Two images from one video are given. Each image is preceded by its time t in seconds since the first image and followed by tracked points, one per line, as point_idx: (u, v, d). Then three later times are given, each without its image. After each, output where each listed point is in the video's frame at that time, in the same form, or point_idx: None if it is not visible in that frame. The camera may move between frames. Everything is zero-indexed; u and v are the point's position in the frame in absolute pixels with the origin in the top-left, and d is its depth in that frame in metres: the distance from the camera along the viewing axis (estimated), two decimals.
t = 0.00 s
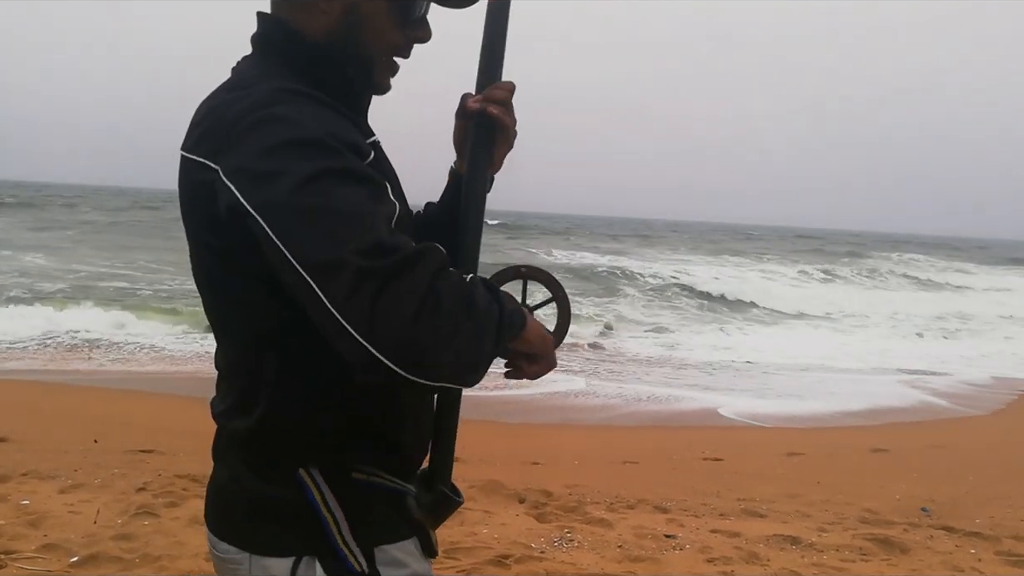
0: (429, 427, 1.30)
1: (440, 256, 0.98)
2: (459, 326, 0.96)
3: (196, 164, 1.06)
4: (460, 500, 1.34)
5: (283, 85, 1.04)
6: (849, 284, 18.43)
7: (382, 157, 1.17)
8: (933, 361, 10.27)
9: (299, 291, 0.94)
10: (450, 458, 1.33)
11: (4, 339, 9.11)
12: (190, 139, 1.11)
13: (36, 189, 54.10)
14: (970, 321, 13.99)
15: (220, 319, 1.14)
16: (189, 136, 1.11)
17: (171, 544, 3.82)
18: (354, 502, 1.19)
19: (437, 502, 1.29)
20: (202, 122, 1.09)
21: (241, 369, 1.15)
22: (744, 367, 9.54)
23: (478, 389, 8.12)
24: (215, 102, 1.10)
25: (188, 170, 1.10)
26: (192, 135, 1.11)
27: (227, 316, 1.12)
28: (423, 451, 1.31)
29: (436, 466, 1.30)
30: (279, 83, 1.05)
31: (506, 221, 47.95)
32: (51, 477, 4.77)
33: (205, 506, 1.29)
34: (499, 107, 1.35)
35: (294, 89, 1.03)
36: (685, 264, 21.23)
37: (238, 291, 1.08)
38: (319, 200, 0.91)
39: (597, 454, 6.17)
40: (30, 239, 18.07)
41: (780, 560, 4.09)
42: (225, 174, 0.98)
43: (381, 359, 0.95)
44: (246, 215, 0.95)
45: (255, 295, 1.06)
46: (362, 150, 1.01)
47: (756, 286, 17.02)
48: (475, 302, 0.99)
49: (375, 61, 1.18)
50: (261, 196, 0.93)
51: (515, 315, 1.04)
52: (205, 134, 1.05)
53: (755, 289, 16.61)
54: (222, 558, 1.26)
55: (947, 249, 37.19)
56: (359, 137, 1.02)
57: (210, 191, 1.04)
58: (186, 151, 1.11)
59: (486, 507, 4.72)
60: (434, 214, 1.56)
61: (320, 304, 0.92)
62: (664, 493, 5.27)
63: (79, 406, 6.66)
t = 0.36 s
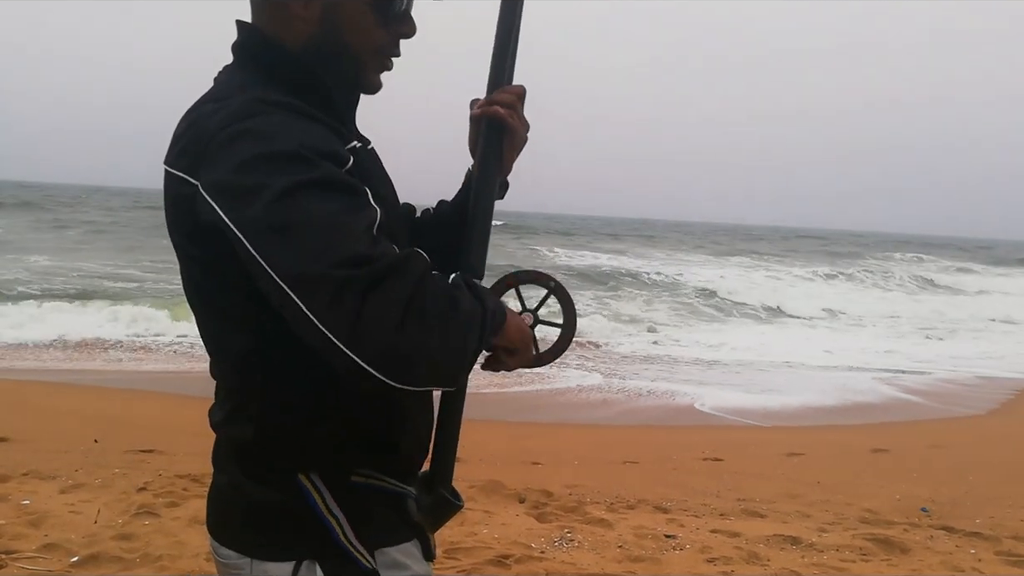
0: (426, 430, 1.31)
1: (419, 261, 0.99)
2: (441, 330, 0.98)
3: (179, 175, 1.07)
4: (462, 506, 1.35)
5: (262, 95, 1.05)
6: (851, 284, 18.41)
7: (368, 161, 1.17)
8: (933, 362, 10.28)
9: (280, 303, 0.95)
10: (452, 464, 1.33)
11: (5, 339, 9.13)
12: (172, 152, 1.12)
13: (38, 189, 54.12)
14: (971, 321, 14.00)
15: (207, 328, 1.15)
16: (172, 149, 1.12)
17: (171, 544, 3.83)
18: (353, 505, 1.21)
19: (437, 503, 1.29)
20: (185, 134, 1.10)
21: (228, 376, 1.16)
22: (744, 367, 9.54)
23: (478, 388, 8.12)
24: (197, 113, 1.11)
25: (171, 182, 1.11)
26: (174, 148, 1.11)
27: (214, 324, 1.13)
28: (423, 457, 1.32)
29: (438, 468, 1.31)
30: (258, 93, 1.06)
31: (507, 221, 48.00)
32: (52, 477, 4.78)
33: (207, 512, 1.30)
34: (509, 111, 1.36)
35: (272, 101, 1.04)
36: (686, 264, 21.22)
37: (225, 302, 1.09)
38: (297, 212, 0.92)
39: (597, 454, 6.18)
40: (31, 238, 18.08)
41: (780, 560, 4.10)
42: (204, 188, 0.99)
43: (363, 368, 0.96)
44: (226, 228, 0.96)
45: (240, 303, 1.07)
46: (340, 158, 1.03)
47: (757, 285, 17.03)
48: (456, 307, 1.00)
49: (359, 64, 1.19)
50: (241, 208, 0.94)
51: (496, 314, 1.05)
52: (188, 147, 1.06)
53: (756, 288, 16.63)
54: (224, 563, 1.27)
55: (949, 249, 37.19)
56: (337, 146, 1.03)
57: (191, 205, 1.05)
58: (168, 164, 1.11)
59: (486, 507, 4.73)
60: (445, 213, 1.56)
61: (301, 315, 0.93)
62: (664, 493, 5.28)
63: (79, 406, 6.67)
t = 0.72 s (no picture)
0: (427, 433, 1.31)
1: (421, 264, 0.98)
2: (442, 324, 0.98)
3: (183, 172, 1.07)
4: (460, 507, 1.38)
5: (266, 94, 1.05)
6: (851, 283, 18.42)
7: (374, 162, 1.16)
8: (933, 365, 10.28)
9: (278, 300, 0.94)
10: (453, 467, 1.37)
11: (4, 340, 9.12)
12: (177, 149, 1.11)
13: (37, 189, 54.07)
14: (971, 320, 14.00)
15: (209, 326, 1.15)
16: (178, 146, 1.12)
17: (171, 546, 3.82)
18: (351, 507, 1.19)
19: (438, 504, 1.32)
20: (190, 131, 1.10)
21: (229, 374, 1.16)
22: (744, 368, 9.54)
23: (478, 389, 8.12)
24: (203, 111, 1.10)
25: (176, 179, 1.10)
26: (180, 145, 1.11)
27: (217, 323, 1.13)
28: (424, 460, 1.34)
29: (439, 472, 1.35)
30: (263, 92, 1.05)
31: (506, 220, 47.99)
32: (51, 478, 4.77)
33: (209, 512, 1.29)
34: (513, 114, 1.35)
35: (277, 100, 1.04)
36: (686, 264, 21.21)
37: (226, 299, 1.08)
38: (296, 210, 0.91)
39: (597, 454, 6.18)
40: (30, 238, 18.07)
41: (780, 561, 4.10)
42: (207, 184, 0.98)
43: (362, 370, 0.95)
44: (228, 225, 0.95)
45: (241, 300, 1.06)
46: (344, 159, 1.02)
47: (757, 284, 17.04)
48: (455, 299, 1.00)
49: (369, 58, 1.19)
50: (243, 205, 0.94)
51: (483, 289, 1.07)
52: (192, 145, 1.06)
53: (756, 287, 16.64)
54: (224, 563, 1.26)
55: (949, 249, 37.17)
56: (340, 146, 1.03)
57: (194, 203, 1.05)
58: (174, 160, 1.11)
59: (486, 508, 4.72)
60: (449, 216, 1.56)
61: (299, 314, 0.92)
62: (664, 493, 5.27)
63: (78, 407, 6.66)
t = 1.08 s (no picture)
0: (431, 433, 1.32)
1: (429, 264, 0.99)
2: (456, 321, 0.97)
3: (192, 175, 1.08)
4: (462, 507, 1.39)
5: (273, 97, 1.06)
6: (851, 283, 18.42)
7: (380, 163, 1.18)
8: (933, 366, 10.29)
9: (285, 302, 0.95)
10: (456, 467, 1.38)
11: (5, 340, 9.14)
12: (186, 152, 1.13)
13: (38, 190, 54.12)
14: (972, 319, 13.99)
15: (217, 325, 1.16)
16: (186, 149, 1.13)
17: (172, 545, 3.83)
18: (355, 507, 1.20)
19: (444, 503, 1.35)
20: (198, 134, 1.11)
21: (236, 375, 1.17)
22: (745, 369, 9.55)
23: (479, 389, 8.13)
24: (210, 115, 1.12)
25: (184, 181, 1.12)
26: (188, 148, 1.12)
27: (225, 324, 1.14)
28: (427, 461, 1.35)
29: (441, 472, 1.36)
30: (270, 95, 1.07)
31: (507, 221, 48.01)
32: (53, 478, 4.78)
33: (213, 510, 1.31)
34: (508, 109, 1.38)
35: (284, 103, 1.05)
36: (686, 264, 21.23)
37: (233, 300, 1.10)
38: (305, 213, 0.92)
39: (597, 455, 6.20)
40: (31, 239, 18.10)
41: (780, 561, 4.11)
42: (215, 188, 1.00)
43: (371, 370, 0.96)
44: (237, 228, 0.96)
45: (249, 302, 1.08)
46: (352, 162, 1.03)
47: (757, 284, 17.04)
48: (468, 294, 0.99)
49: (374, 55, 1.19)
50: (252, 208, 0.95)
51: (520, 267, 1.07)
52: (201, 148, 1.07)
53: (756, 287, 16.66)
54: (228, 561, 1.27)
55: (950, 250, 37.21)
56: (347, 148, 1.03)
57: (204, 204, 1.06)
58: (182, 162, 1.12)
59: (487, 508, 4.73)
60: (436, 219, 1.57)
61: (308, 315, 0.93)
62: (664, 493, 5.29)
63: (80, 407, 6.68)
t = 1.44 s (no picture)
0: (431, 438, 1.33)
1: (434, 267, 1.00)
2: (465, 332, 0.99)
3: (197, 172, 1.08)
4: (462, 509, 1.39)
5: (279, 96, 1.06)
6: (852, 283, 18.42)
7: (381, 164, 1.20)
8: (933, 368, 10.29)
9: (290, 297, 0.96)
10: (455, 470, 1.38)
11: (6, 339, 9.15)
12: (190, 149, 1.13)
13: (38, 190, 54.19)
14: (972, 318, 13.99)
15: (220, 323, 1.17)
16: (191, 145, 1.13)
17: (173, 545, 3.84)
18: (354, 508, 1.21)
19: (442, 509, 1.34)
20: (203, 132, 1.11)
21: (240, 373, 1.17)
22: (744, 370, 9.56)
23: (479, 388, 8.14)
24: (216, 112, 1.12)
25: (189, 177, 1.12)
26: (193, 144, 1.12)
27: (230, 322, 1.14)
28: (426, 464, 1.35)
29: (440, 476, 1.37)
30: (277, 94, 1.07)
31: (507, 221, 48.02)
32: (53, 478, 4.79)
33: (214, 508, 1.31)
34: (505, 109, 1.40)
35: (291, 103, 1.05)
36: (687, 265, 21.26)
37: (236, 298, 1.10)
38: (312, 211, 0.93)
39: (597, 454, 6.20)
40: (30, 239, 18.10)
41: (780, 561, 4.12)
42: (222, 185, 1.00)
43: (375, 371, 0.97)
44: (244, 225, 0.97)
45: (253, 299, 1.08)
46: (357, 161, 1.04)
47: (758, 284, 17.05)
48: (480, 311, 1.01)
49: (380, 68, 1.20)
50: (259, 207, 0.95)
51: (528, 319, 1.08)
52: (207, 145, 1.07)
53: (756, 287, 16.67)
54: (228, 560, 1.28)
55: (951, 250, 37.20)
56: (352, 147, 1.04)
57: (208, 201, 1.06)
58: (187, 158, 1.13)
59: (487, 508, 4.74)
60: (426, 225, 1.56)
61: (314, 315, 0.94)
62: (664, 494, 5.29)
63: (80, 407, 6.69)
